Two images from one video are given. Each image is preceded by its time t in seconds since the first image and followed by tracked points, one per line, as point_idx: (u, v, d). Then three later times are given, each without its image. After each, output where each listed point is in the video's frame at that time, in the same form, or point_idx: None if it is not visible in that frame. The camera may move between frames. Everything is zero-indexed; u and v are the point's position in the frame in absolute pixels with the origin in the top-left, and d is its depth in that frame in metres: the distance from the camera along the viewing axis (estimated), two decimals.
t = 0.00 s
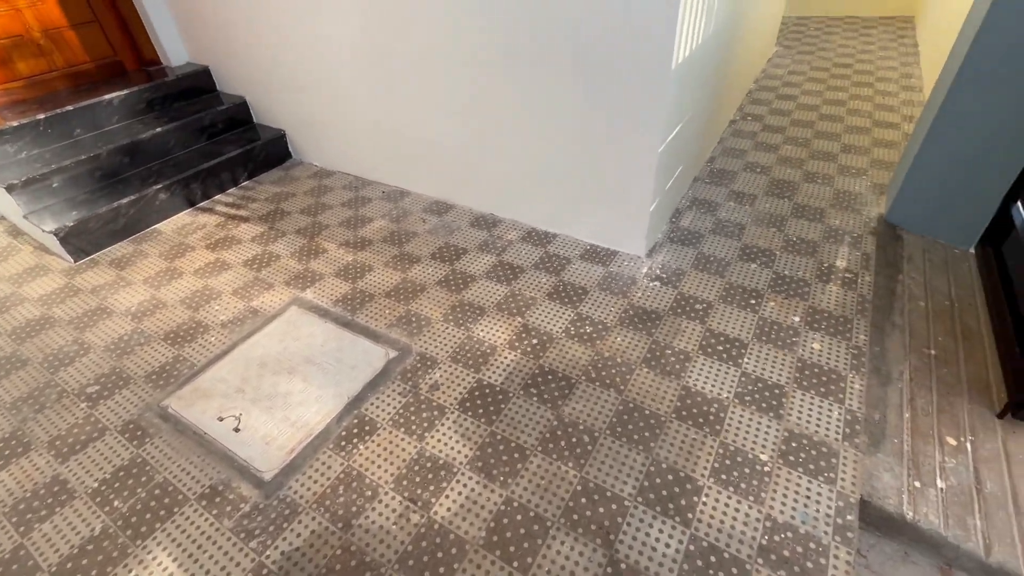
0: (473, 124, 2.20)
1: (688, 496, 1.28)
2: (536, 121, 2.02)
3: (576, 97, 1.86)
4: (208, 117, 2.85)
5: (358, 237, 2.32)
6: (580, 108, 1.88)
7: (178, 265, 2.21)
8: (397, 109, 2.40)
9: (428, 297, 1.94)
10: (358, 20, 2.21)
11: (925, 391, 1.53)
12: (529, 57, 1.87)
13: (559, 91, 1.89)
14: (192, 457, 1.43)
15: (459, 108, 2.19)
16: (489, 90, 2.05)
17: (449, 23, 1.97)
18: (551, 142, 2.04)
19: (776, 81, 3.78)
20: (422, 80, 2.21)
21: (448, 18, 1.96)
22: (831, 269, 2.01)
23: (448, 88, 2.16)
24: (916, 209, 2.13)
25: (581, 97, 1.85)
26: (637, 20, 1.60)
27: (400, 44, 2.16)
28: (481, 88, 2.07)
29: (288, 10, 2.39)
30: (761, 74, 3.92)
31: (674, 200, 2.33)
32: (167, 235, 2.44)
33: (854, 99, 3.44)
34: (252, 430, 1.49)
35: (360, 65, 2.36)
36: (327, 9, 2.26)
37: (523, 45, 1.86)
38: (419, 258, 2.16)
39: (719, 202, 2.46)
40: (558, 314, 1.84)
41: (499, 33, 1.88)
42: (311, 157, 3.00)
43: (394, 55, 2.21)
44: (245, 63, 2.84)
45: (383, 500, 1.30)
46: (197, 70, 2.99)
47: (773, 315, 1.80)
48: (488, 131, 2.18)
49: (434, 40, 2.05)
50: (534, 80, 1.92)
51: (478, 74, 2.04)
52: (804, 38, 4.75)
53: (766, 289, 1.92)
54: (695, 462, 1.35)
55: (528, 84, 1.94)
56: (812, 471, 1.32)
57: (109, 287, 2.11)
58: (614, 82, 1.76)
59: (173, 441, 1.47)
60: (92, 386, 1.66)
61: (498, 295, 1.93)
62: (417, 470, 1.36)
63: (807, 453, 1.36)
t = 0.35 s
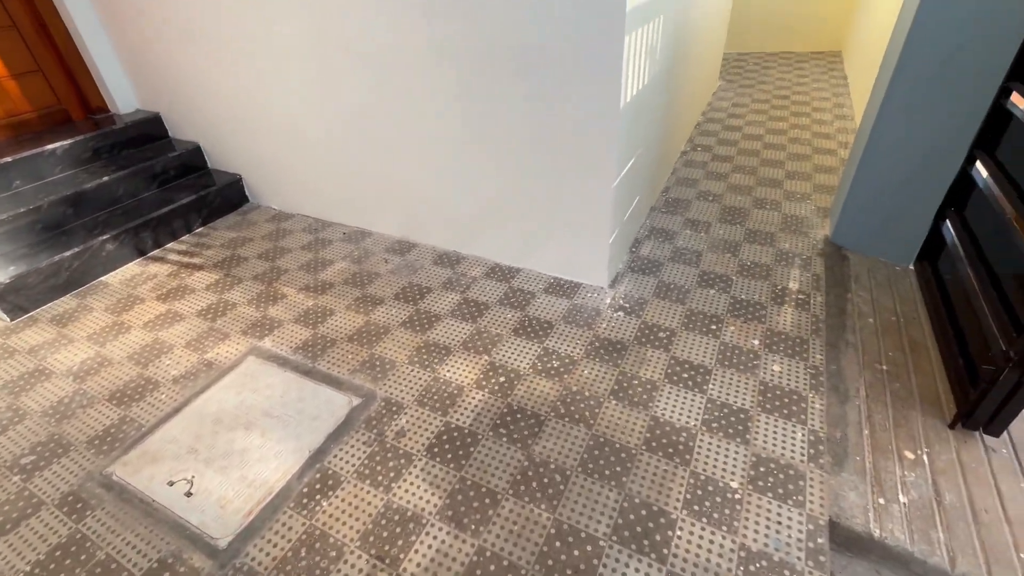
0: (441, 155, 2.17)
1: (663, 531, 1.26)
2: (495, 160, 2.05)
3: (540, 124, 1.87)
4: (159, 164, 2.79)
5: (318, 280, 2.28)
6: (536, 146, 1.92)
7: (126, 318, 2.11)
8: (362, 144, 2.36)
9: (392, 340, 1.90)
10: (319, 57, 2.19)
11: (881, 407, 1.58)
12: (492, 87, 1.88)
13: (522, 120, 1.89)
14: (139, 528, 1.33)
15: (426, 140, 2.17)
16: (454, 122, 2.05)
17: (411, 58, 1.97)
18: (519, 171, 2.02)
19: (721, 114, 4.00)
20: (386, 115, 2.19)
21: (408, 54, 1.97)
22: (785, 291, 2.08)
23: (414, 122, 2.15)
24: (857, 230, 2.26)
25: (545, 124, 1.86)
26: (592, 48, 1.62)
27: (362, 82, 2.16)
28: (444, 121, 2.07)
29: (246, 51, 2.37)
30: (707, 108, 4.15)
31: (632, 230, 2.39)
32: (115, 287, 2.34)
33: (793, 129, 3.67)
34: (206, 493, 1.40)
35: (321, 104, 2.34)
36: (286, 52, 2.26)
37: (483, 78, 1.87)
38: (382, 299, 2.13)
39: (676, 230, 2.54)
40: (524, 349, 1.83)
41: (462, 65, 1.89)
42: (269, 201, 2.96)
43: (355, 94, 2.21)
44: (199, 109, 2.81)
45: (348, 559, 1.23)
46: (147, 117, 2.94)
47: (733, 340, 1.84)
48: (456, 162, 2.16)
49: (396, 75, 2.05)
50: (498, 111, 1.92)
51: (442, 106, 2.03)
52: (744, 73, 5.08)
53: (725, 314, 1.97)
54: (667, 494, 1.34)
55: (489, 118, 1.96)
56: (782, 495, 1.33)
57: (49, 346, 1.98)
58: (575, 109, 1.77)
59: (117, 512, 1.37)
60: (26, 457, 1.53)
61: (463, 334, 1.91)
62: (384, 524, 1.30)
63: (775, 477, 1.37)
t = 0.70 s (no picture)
0: (411, 194, 2.20)
1: (639, 567, 1.24)
2: (463, 198, 2.09)
3: (506, 163, 1.91)
4: (122, 210, 2.74)
5: (286, 323, 2.24)
6: (502, 185, 1.97)
7: (81, 369, 2.03)
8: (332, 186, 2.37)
9: (361, 381, 1.87)
10: (289, 100, 2.22)
11: (846, 430, 1.62)
12: (459, 128, 1.93)
13: (490, 159, 1.94)
14: None
15: (397, 178, 2.18)
16: (423, 161, 2.08)
17: (379, 102, 2.02)
18: (489, 207, 2.06)
19: (682, 151, 4.20)
20: (355, 156, 2.22)
21: (377, 97, 2.01)
22: (749, 319, 2.15)
23: (382, 162, 2.17)
24: (813, 258, 2.36)
25: (512, 162, 1.90)
26: (553, 90, 1.69)
27: (331, 126, 2.19)
28: (413, 161, 2.10)
29: (216, 97, 2.39)
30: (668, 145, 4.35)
31: (600, 264, 2.45)
32: (71, 337, 2.25)
33: (749, 164, 3.87)
34: (161, 553, 1.32)
35: (290, 147, 2.35)
36: (255, 97, 2.29)
37: (451, 120, 1.93)
38: (351, 340, 2.11)
39: (643, 262, 2.61)
40: (496, 386, 1.82)
41: (429, 109, 1.94)
42: (236, 244, 2.93)
43: (324, 136, 2.23)
44: (166, 154, 2.80)
45: None
46: (111, 163, 2.92)
47: (701, 368, 1.87)
48: (425, 200, 2.18)
49: (365, 118, 2.09)
50: (465, 150, 1.97)
51: (411, 147, 2.07)
52: (703, 112, 5.37)
53: (693, 343, 2.01)
54: (642, 528, 1.33)
55: (458, 157, 2.00)
56: (754, 523, 1.33)
57: None
58: (540, 148, 1.83)
59: None
60: None
61: (434, 373, 1.90)
62: None
63: (748, 505, 1.38)
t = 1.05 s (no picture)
0: (392, 236, 2.23)
1: None
2: (444, 239, 2.13)
3: (485, 204, 1.97)
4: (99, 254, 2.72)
5: (265, 366, 2.21)
6: (482, 225, 2.02)
7: (48, 418, 1.96)
8: (315, 228, 2.40)
9: (341, 425, 1.84)
10: (273, 146, 2.27)
11: (825, 462, 1.63)
12: (439, 171, 1.99)
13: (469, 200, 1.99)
14: None
15: (379, 219, 2.22)
16: (404, 203, 2.13)
17: (361, 147, 2.08)
18: (469, 247, 2.10)
19: (659, 191, 4.35)
20: (337, 199, 2.26)
21: (358, 143, 2.07)
22: (726, 353, 2.18)
23: (364, 205, 2.21)
24: (785, 292, 2.43)
25: (491, 203, 1.96)
26: (530, 136, 1.77)
27: (313, 170, 2.24)
28: (394, 204, 2.15)
29: (201, 143, 2.44)
30: (645, 185, 4.51)
31: (581, 300, 2.49)
32: (39, 385, 2.18)
33: (723, 202, 4.02)
34: None
35: (273, 191, 2.39)
36: (239, 143, 2.34)
37: (431, 163, 1.99)
38: (331, 382, 2.08)
39: (623, 299, 2.66)
40: (478, 427, 1.81)
41: (410, 154, 2.00)
42: (217, 286, 2.91)
43: (307, 181, 2.28)
44: (149, 198, 2.82)
45: None
46: (91, 207, 2.93)
47: (682, 403, 1.89)
48: (407, 241, 2.22)
49: (347, 162, 2.14)
50: (445, 193, 2.02)
51: (392, 190, 2.12)
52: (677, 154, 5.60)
53: (673, 378, 2.03)
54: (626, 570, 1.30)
55: (437, 200, 2.05)
56: (738, 561, 1.32)
57: None
58: (517, 189, 1.89)
59: None
60: None
61: (415, 414, 1.88)
62: None
63: (731, 543, 1.37)
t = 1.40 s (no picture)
0: (383, 278, 2.27)
1: None
2: (434, 280, 2.17)
3: (474, 248, 2.02)
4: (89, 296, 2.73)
5: (252, 409, 2.19)
6: (472, 267, 2.07)
7: (27, 465, 1.92)
8: (306, 270, 2.43)
9: (327, 469, 1.81)
10: (268, 191, 2.33)
11: (814, 503, 1.63)
12: (430, 216, 2.05)
13: (458, 243, 2.05)
14: None
15: (370, 262, 2.26)
16: (395, 246, 2.18)
17: (354, 193, 2.15)
18: (458, 289, 2.14)
19: (646, 232, 4.47)
20: (329, 242, 2.31)
21: (352, 188, 2.14)
22: (714, 393, 2.20)
23: (356, 248, 2.26)
24: (770, 331, 2.48)
25: (479, 246, 2.01)
26: (516, 183, 1.84)
27: (307, 214, 2.29)
28: (385, 247, 2.20)
29: (198, 188, 2.51)
30: (633, 227, 4.63)
31: (570, 340, 2.52)
32: (19, 430, 2.14)
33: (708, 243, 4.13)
34: None
35: (266, 234, 2.44)
36: (235, 189, 2.41)
37: (422, 207, 2.05)
38: (319, 425, 2.06)
39: (611, 338, 2.69)
40: (466, 470, 1.79)
41: (401, 199, 2.07)
42: (206, 328, 2.91)
43: (300, 225, 2.33)
44: (143, 240, 2.86)
45: None
46: (84, 250, 2.96)
47: (671, 444, 1.89)
48: (397, 283, 2.25)
49: (340, 207, 2.21)
50: (435, 236, 2.08)
51: (383, 233, 2.17)
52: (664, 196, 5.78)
53: (662, 418, 2.04)
54: None
55: (428, 242, 2.10)
56: None
57: None
58: (505, 232, 1.95)
59: None
60: None
61: (402, 458, 1.86)
62: None
63: None
